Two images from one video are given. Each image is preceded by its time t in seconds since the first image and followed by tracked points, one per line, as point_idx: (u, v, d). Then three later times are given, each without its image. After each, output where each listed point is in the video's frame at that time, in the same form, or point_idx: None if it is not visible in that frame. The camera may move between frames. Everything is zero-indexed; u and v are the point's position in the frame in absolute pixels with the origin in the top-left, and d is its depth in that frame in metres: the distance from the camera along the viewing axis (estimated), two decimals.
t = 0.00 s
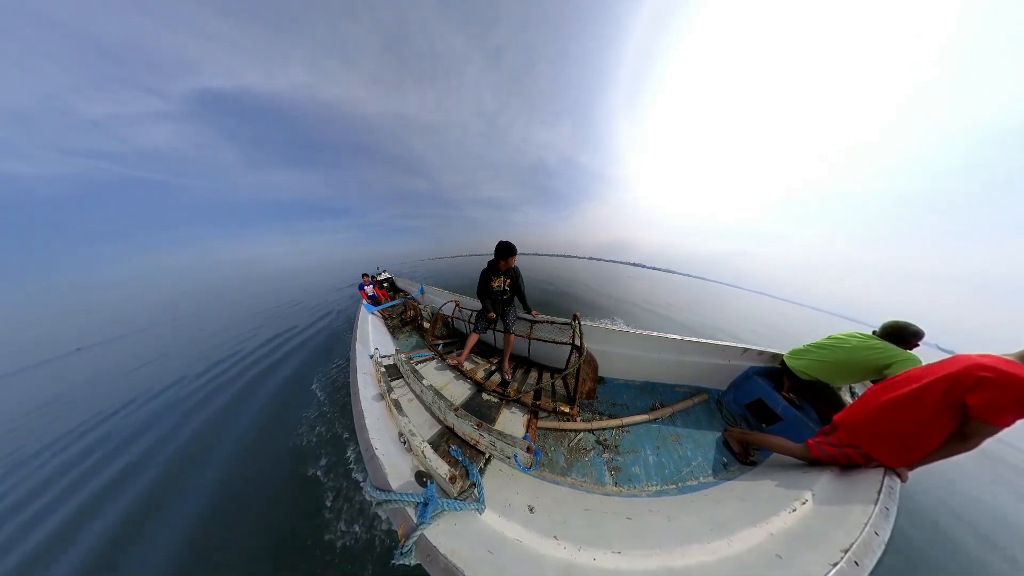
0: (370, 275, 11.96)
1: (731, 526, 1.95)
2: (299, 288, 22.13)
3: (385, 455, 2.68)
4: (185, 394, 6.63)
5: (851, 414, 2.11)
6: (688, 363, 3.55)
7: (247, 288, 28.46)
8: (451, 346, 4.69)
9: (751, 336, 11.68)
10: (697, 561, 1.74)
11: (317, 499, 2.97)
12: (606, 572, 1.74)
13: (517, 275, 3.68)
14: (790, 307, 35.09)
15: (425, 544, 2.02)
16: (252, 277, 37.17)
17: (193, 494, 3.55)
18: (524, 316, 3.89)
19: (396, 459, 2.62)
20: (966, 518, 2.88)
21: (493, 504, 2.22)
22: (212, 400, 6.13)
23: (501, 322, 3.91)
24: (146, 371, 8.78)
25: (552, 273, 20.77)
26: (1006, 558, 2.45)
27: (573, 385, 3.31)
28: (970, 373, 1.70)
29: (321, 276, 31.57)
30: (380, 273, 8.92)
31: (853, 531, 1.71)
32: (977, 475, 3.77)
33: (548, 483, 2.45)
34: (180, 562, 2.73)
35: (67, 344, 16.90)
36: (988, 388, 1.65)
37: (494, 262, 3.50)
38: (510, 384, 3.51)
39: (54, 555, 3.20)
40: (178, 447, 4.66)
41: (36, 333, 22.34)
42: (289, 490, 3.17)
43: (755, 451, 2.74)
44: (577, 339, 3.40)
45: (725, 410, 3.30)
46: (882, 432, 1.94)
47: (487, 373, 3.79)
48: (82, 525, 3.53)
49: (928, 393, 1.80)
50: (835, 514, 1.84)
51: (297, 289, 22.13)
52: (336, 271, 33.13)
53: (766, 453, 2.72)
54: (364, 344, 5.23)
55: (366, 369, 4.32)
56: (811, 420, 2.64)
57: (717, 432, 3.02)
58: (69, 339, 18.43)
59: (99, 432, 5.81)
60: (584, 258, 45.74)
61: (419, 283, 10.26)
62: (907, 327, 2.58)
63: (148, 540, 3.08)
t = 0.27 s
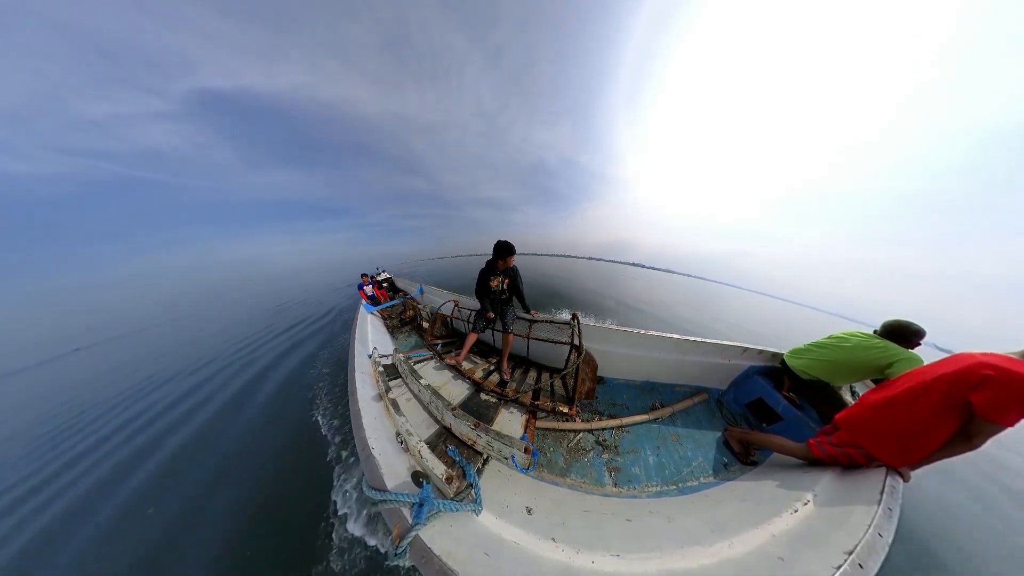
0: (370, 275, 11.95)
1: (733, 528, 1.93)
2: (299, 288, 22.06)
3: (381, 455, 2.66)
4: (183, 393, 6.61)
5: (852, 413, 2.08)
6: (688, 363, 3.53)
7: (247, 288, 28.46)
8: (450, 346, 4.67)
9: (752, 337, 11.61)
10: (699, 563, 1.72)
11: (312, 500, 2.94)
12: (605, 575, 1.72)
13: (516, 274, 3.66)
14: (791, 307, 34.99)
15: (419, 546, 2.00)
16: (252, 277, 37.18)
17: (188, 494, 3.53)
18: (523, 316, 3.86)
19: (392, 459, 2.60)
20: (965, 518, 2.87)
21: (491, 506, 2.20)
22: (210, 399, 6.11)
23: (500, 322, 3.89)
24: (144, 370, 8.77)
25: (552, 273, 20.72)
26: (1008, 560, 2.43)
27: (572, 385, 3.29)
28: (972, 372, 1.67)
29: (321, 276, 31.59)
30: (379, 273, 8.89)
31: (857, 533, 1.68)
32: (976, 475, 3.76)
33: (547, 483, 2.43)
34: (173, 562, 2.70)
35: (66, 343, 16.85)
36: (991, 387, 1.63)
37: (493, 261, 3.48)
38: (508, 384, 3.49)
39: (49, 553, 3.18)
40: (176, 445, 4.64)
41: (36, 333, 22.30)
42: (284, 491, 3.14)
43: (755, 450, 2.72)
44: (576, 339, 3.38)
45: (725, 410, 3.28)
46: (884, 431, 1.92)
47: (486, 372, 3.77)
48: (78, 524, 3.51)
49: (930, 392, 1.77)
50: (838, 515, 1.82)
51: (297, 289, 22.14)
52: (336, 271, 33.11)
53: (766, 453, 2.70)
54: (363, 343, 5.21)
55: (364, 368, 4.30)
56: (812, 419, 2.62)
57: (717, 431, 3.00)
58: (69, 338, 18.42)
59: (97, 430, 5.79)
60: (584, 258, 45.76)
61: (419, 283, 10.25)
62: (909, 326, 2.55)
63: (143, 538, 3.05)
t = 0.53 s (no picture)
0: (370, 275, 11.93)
1: (736, 526, 1.91)
2: (298, 288, 22.01)
3: (378, 454, 2.64)
4: (182, 393, 6.59)
5: (852, 410, 2.06)
6: (688, 361, 3.51)
7: (246, 288, 28.41)
8: (449, 345, 4.65)
9: (751, 337, 11.63)
10: (703, 563, 1.70)
11: (310, 499, 2.91)
12: None
13: (516, 273, 3.64)
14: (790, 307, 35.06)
15: (416, 547, 1.98)
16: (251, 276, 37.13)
17: (187, 493, 3.51)
18: (523, 315, 3.84)
19: (390, 459, 2.57)
20: (965, 515, 2.86)
21: (490, 506, 2.18)
22: (209, 398, 6.09)
23: (500, 321, 3.87)
24: (143, 370, 8.73)
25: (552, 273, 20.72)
26: (1010, 558, 2.42)
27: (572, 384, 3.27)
28: (972, 367, 1.66)
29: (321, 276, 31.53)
30: (378, 273, 8.87)
31: (860, 529, 1.66)
32: (976, 473, 3.75)
33: (548, 483, 2.41)
34: (172, 561, 2.69)
35: (65, 344, 16.80)
36: (991, 382, 1.61)
37: (492, 260, 3.46)
38: (508, 383, 3.47)
39: (45, 553, 3.16)
40: (175, 445, 4.63)
41: (35, 333, 22.23)
42: (282, 491, 3.11)
43: (756, 448, 2.71)
44: (576, 337, 3.36)
45: (725, 408, 3.27)
46: (884, 427, 1.90)
47: (485, 371, 3.75)
48: (75, 524, 3.49)
49: (930, 387, 1.75)
50: (841, 511, 1.80)
51: (296, 289, 22.09)
52: (336, 271, 33.08)
53: (767, 451, 2.69)
54: (362, 342, 5.19)
55: (362, 367, 4.28)
56: (812, 417, 2.60)
57: (717, 430, 2.99)
58: (68, 338, 18.36)
59: (95, 430, 5.77)
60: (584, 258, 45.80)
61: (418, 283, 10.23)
62: (908, 322, 2.54)
63: (143, 537, 3.04)
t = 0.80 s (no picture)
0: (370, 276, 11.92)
1: (738, 525, 1.91)
2: (298, 288, 21.98)
3: (378, 456, 2.63)
4: (181, 394, 6.57)
5: (852, 408, 2.07)
6: (687, 361, 3.51)
7: (246, 288, 28.36)
8: (449, 345, 4.65)
9: (750, 336, 11.70)
10: (705, 562, 1.70)
11: (310, 500, 2.91)
12: None
13: (516, 273, 3.64)
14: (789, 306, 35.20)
15: (417, 551, 1.97)
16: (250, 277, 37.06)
17: (185, 494, 3.49)
18: (523, 315, 3.84)
19: (390, 460, 2.57)
20: (965, 514, 2.87)
21: (491, 508, 2.18)
22: (208, 399, 6.07)
23: (500, 321, 3.87)
24: (142, 371, 8.70)
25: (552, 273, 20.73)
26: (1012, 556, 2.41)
27: (573, 384, 3.26)
28: (968, 364, 1.66)
29: (320, 276, 31.50)
30: (378, 273, 8.86)
31: (861, 525, 1.67)
32: (976, 471, 3.75)
33: (550, 484, 2.41)
34: (170, 564, 2.67)
35: (64, 345, 16.75)
36: (986, 379, 1.61)
37: (492, 260, 3.46)
38: (508, 383, 3.47)
39: (44, 554, 3.15)
40: (173, 446, 4.61)
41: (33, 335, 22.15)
42: (282, 492, 3.11)
43: (756, 447, 2.72)
44: (576, 337, 3.36)
45: (725, 407, 3.27)
46: (881, 424, 1.91)
47: (486, 372, 3.75)
48: (75, 524, 3.48)
49: (927, 385, 1.76)
50: (842, 508, 1.80)
51: (296, 290, 22.06)
52: (336, 271, 33.09)
53: (767, 450, 2.69)
54: (361, 343, 5.19)
55: (362, 368, 4.28)
56: (812, 415, 2.61)
57: (717, 429, 2.99)
58: (66, 339, 18.29)
59: (94, 431, 5.75)
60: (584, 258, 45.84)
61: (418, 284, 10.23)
62: (904, 320, 2.54)
63: (141, 540, 3.03)
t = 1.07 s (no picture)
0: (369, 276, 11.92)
1: (737, 526, 1.92)
2: (297, 288, 21.96)
3: (378, 459, 2.63)
4: (179, 394, 6.57)
5: (851, 410, 2.07)
6: (686, 361, 3.52)
7: (245, 288, 28.33)
8: (449, 347, 4.65)
9: (750, 336, 11.75)
10: (704, 564, 1.71)
11: (310, 502, 2.92)
12: None
13: (515, 274, 3.64)
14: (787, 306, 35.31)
15: (417, 554, 1.98)
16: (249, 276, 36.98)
17: (182, 495, 3.48)
18: (522, 316, 3.85)
19: (389, 463, 2.57)
20: (964, 515, 2.87)
21: (491, 510, 2.19)
22: (206, 399, 6.06)
23: (499, 322, 3.87)
24: (140, 371, 8.68)
25: (551, 273, 20.74)
26: (1008, 556, 2.43)
27: (573, 386, 3.27)
28: (969, 368, 1.67)
29: (320, 276, 31.45)
30: (378, 273, 8.86)
31: (858, 527, 1.68)
32: (975, 472, 3.76)
33: (550, 486, 2.42)
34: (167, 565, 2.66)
35: (63, 344, 16.72)
36: (987, 382, 1.63)
37: (491, 262, 3.46)
38: (508, 385, 3.48)
39: (38, 556, 3.13)
40: (171, 447, 4.61)
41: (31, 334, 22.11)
42: (282, 494, 3.11)
43: (755, 448, 2.73)
44: (576, 339, 3.36)
45: (724, 408, 3.28)
46: (881, 426, 1.92)
47: (485, 373, 3.75)
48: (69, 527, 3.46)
49: (929, 387, 1.76)
50: (839, 509, 1.81)
51: (295, 289, 22.03)
52: (335, 271, 33.06)
53: (766, 450, 2.71)
54: (361, 344, 5.18)
55: (361, 370, 4.27)
56: (810, 416, 2.62)
57: (716, 429, 3.00)
58: (64, 339, 18.24)
59: (91, 432, 5.73)
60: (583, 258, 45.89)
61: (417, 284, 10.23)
62: (903, 322, 2.55)
63: (134, 543, 3.01)
